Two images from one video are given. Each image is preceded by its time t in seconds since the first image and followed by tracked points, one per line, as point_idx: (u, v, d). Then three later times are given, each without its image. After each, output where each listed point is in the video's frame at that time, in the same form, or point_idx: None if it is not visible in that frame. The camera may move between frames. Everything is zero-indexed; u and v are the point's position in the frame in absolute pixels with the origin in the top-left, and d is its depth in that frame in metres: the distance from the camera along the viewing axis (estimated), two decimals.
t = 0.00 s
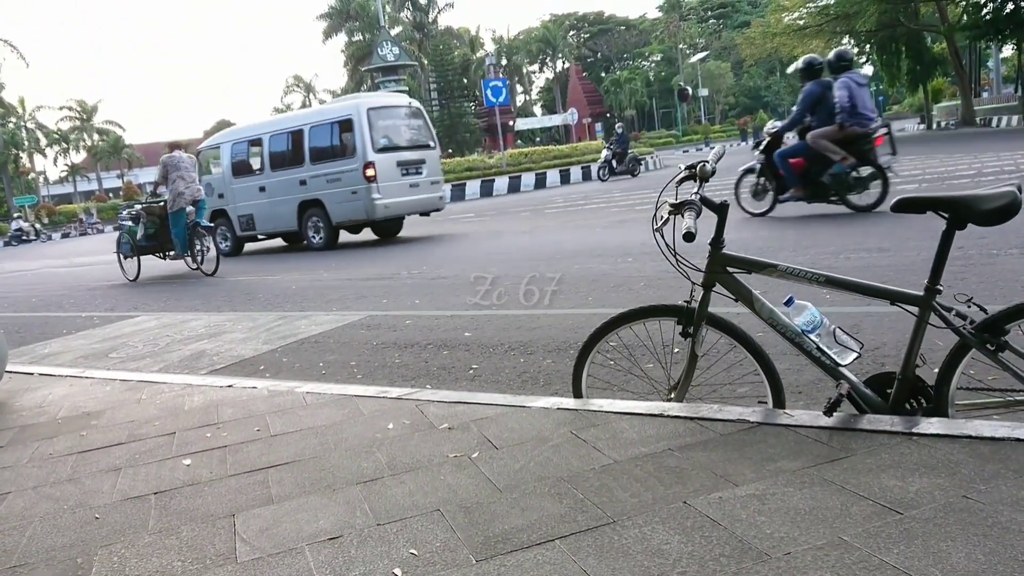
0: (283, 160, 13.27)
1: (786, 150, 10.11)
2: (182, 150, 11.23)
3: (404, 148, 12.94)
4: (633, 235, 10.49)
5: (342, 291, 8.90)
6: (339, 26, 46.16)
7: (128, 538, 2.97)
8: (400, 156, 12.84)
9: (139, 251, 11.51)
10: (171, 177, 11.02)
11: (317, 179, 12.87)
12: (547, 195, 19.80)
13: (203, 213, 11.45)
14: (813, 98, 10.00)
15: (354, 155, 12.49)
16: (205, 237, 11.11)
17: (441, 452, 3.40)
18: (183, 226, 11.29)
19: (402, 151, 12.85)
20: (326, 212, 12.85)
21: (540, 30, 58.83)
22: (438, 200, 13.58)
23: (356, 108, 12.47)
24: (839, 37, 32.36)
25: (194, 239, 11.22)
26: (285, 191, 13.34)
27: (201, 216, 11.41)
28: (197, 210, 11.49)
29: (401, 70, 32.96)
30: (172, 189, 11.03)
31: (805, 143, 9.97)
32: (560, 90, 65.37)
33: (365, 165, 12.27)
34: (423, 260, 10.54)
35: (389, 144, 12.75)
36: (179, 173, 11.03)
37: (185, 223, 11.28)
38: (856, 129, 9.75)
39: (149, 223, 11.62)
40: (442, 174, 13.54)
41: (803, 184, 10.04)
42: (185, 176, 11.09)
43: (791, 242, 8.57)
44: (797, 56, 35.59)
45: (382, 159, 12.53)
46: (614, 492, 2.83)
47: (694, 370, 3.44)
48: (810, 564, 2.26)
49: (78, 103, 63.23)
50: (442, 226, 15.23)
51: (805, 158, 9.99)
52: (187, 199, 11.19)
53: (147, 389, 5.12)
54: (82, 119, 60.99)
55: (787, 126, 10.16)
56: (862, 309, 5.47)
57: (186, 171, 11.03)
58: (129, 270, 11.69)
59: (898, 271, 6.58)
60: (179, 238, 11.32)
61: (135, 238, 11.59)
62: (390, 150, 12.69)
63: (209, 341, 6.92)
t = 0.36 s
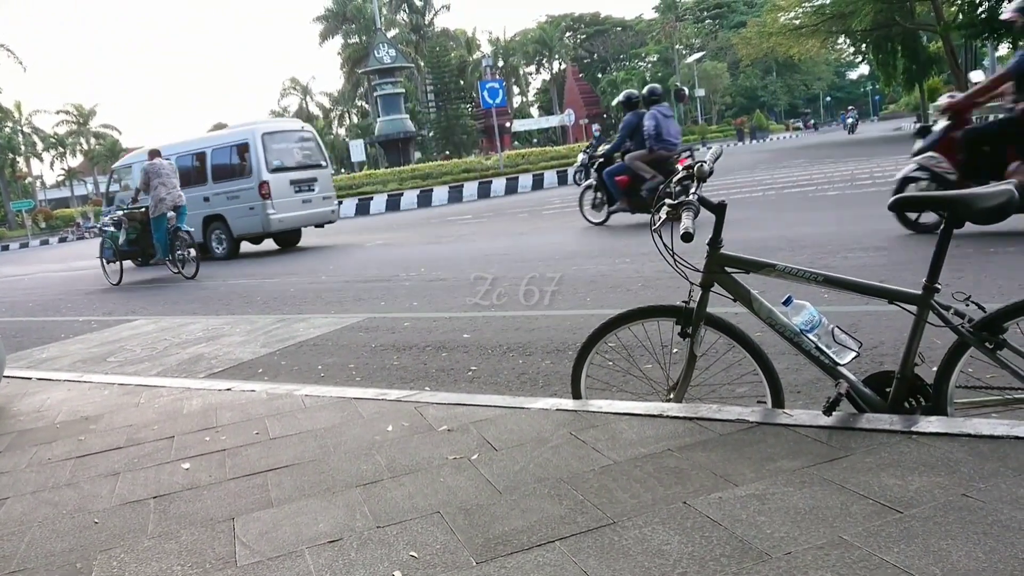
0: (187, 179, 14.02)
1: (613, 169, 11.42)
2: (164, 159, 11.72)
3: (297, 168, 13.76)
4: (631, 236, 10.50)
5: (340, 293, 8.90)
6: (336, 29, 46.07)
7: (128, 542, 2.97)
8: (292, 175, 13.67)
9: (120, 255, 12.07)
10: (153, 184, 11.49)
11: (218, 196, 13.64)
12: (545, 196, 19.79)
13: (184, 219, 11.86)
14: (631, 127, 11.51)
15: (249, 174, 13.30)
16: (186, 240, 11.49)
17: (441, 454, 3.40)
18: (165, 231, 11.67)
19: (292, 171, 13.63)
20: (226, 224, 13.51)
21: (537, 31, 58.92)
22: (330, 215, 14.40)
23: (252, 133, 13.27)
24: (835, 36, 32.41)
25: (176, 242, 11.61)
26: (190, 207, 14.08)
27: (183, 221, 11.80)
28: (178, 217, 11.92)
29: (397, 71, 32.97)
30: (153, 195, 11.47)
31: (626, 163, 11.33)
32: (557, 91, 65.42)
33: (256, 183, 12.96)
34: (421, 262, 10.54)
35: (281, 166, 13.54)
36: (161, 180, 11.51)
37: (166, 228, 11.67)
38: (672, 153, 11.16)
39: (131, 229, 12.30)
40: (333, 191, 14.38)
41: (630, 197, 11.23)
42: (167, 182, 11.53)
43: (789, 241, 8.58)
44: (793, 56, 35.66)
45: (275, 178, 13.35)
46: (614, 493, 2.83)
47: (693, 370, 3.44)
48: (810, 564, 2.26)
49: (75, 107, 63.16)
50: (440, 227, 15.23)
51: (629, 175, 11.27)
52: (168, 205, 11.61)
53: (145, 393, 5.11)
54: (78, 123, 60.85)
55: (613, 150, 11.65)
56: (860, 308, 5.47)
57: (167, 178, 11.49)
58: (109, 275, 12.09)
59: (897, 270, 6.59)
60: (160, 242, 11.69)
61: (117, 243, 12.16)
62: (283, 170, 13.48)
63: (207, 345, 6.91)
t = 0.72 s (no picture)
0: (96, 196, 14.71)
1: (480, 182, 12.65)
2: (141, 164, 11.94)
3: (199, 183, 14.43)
4: (627, 234, 10.49)
5: (337, 293, 8.89)
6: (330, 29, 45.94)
7: (125, 547, 2.96)
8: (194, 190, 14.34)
9: (102, 258, 12.42)
10: (132, 189, 11.75)
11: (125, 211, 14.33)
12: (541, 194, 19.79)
13: (163, 222, 12.10)
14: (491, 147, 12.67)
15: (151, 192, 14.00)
16: (165, 244, 11.78)
17: (438, 455, 3.40)
18: (144, 235, 11.94)
19: (194, 187, 14.31)
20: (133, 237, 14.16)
21: (531, 29, 58.88)
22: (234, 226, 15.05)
23: (154, 154, 13.97)
24: (830, 31, 32.41)
25: (155, 245, 11.89)
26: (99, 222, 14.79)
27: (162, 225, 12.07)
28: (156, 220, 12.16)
29: (392, 70, 32.92)
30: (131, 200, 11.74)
31: (490, 177, 12.55)
32: (552, 89, 65.38)
33: (161, 198, 13.54)
34: (417, 262, 10.54)
35: (183, 183, 14.23)
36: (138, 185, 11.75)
37: (144, 232, 11.95)
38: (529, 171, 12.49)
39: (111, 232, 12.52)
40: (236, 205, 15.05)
41: (496, 207, 12.52)
42: (145, 187, 11.77)
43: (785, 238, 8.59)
44: (788, 52, 35.65)
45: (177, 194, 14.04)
46: (612, 492, 2.83)
47: (689, 368, 3.43)
48: (807, 562, 2.26)
49: (69, 109, 62.97)
50: (436, 227, 15.21)
51: (495, 189, 12.53)
52: (147, 209, 11.87)
53: (142, 396, 5.09)
54: (72, 125, 60.67)
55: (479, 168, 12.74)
56: (855, 304, 5.48)
57: (146, 183, 11.73)
58: (92, 277, 12.50)
59: (892, 266, 6.59)
60: (140, 246, 11.97)
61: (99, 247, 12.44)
62: (185, 187, 14.17)
63: (203, 347, 6.89)
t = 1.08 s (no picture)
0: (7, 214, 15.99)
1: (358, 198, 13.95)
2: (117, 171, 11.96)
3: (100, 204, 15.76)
4: (621, 234, 10.50)
5: (331, 296, 8.88)
6: (322, 31, 45.94)
7: (121, 553, 2.96)
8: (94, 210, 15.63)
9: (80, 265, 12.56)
10: (108, 196, 11.82)
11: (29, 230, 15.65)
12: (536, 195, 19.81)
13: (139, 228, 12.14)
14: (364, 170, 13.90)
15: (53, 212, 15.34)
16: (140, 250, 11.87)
17: (434, 457, 3.40)
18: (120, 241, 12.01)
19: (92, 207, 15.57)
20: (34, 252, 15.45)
21: (525, 30, 58.93)
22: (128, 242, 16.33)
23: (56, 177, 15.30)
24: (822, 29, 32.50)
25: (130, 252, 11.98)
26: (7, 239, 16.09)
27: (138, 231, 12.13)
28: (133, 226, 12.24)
29: (386, 72, 32.94)
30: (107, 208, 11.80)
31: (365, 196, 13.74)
32: (545, 89, 65.44)
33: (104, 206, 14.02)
34: (411, 263, 10.54)
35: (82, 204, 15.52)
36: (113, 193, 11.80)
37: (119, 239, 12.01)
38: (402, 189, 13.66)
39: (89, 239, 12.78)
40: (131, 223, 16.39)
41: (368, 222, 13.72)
42: (122, 195, 11.85)
43: (779, 236, 8.62)
44: (781, 50, 35.71)
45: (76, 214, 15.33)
46: (608, 493, 2.83)
47: (685, 367, 3.44)
48: (803, 560, 2.26)
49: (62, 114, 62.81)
50: (431, 228, 15.21)
51: (367, 206, 13.75)
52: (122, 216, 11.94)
53: (136, 401, 5.08)
54: (65, 130, 60.56)
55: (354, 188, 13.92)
56: (849, 302, 5.50)
57: (122, 191, 11.81)
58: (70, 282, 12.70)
59: (886, 263, 6.62)
60: (116, 251, 12.03)
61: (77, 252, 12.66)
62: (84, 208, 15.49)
63: (198, 351, 6.89)
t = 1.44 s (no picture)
0: None
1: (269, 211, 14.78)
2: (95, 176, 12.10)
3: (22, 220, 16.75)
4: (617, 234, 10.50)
5: (327, 297, 8.87)
6: (316, 32, 45.88)
7: (117, 556, 2.94)
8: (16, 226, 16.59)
9: (61, 269, 12.66)
10: (88, 202, 12.00)
11: None
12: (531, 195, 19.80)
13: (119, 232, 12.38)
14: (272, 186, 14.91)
15: None
16: (121, 254, 12.14)
17: (431, 457, 3.39)
18: (101, 245, 12.21)
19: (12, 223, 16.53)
20: None
21: (519, 30, 58.94)
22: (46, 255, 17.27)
23: None
24: (816, 28, 32.58)
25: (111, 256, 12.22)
26: None
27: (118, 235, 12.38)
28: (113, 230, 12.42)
29: (380, 73, 32.92)
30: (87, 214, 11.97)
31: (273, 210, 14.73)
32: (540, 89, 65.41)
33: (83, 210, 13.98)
34: (407, 264, 10.54)
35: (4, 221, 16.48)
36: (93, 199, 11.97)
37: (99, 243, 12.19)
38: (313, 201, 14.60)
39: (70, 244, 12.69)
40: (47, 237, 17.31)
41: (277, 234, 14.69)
42: (102, 200, 12.06)
43: (775, 234, 8.63)
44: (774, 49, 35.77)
45: None
46: (605, 492, 2.83)
47: (681, 366, 3.44)
48: (801, 558, 2.26)
49: (56, 117, 62.57)
50: (427, 229, 15.19)
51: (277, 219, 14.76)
52: (102, 221, 12.14)
53: (132, 404, 5.07)
54: (59, 132, 60.33)
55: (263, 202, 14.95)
56: (845, 300, 5.51)
57: (102, 197, 12.04)
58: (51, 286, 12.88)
59: (880, 261, 6.63)
60: (96, 255, 12.23)
61: (59, 257, 12.60)
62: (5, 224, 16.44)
63: (194, 353, 6.86)
